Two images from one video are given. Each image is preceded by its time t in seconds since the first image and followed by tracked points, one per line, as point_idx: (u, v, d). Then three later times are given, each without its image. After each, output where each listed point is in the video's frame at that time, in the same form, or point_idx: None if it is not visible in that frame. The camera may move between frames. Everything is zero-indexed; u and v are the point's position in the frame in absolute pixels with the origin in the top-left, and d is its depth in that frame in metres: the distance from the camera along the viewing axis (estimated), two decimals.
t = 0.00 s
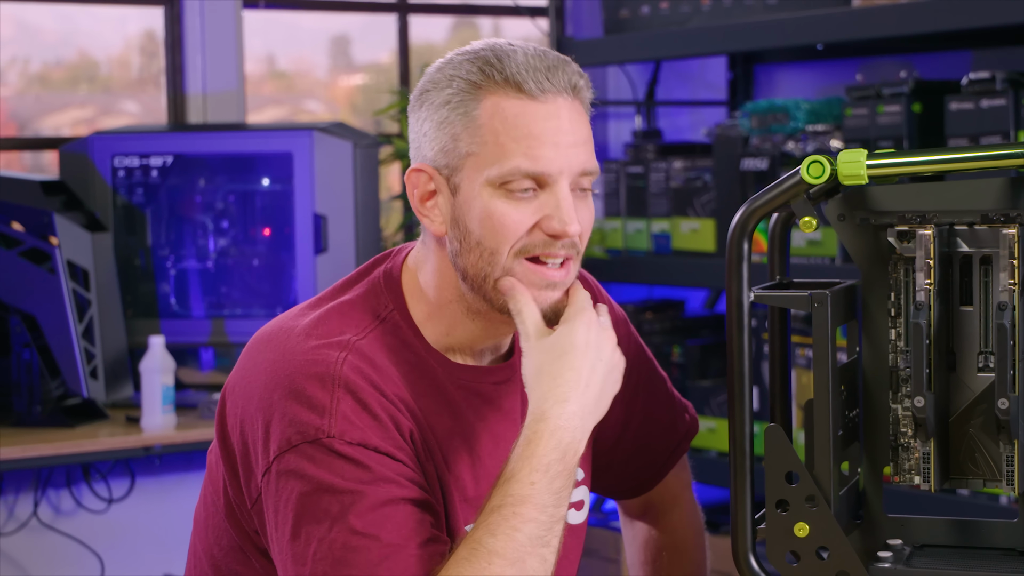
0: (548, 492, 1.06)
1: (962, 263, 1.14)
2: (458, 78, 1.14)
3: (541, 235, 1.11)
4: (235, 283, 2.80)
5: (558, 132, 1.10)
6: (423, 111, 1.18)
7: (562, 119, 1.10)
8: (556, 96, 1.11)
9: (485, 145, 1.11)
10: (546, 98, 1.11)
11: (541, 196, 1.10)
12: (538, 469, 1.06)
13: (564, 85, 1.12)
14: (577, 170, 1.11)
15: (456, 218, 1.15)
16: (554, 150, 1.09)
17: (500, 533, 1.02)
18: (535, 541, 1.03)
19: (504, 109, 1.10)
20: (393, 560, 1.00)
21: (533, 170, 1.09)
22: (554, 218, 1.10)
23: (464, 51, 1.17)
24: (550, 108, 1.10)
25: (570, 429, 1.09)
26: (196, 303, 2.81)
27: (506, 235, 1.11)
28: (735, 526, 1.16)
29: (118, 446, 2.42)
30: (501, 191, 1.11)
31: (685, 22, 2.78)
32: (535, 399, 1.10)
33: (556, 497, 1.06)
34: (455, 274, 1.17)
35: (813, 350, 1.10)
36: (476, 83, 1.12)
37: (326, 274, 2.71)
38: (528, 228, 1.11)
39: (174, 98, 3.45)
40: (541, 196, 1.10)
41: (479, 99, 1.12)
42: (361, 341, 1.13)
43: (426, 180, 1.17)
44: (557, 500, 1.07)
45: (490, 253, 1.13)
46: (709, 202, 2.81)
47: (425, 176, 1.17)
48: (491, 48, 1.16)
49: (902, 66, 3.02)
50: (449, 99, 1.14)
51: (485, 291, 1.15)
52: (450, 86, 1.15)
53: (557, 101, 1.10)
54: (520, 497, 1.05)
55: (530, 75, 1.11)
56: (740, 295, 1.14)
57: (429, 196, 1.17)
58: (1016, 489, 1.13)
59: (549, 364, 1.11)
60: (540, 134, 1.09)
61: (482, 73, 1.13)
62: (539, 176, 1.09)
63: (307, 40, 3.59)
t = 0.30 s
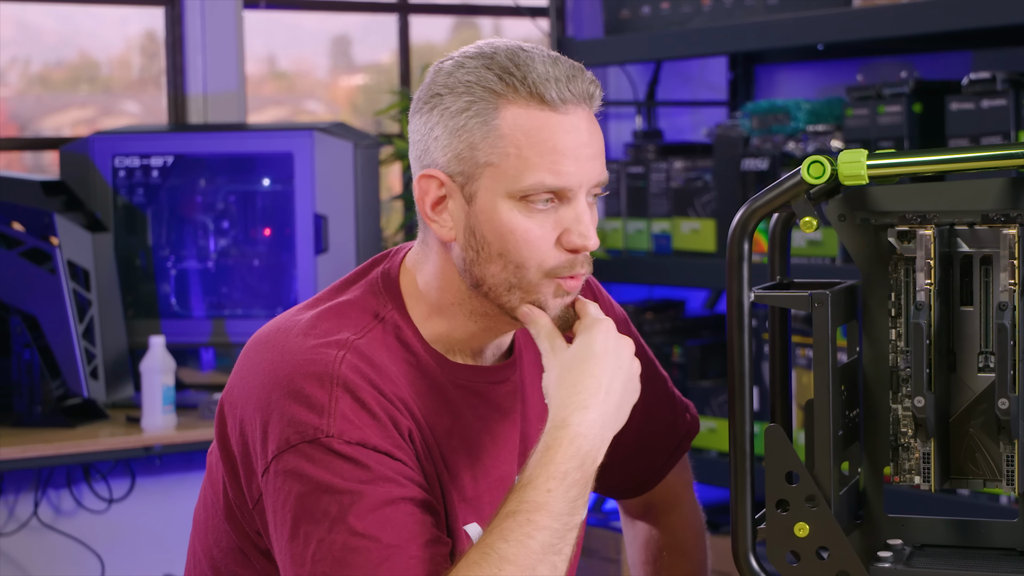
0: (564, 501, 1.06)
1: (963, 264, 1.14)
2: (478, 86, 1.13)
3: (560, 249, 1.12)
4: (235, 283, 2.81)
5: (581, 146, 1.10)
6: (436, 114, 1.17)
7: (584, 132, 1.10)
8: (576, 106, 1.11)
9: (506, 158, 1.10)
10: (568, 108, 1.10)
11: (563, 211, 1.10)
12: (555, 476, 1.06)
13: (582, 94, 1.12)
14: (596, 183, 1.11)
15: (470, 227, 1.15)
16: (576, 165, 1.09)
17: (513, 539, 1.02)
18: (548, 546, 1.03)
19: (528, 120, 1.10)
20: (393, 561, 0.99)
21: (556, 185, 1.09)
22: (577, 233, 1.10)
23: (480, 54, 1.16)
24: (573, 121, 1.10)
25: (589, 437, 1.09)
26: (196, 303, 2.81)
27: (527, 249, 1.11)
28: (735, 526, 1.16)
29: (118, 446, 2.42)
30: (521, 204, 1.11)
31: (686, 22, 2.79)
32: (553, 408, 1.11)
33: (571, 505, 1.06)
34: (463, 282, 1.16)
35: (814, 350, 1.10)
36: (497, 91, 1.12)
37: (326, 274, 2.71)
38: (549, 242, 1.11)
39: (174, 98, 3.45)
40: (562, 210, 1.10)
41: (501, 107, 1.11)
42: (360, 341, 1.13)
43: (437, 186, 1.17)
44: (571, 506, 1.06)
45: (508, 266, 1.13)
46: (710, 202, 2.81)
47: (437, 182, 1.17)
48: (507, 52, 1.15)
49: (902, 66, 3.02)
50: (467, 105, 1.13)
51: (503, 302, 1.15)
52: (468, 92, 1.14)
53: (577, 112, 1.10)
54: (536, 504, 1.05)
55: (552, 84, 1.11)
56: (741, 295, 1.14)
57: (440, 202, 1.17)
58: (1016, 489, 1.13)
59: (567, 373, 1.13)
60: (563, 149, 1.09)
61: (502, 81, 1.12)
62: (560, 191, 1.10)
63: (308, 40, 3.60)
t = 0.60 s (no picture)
0: (546, 494, 1.04)
1: (963, 264, 1.13)
2: (472, 83, 1.12)
3: (551, 247, 1.10)
4: (235, 283, 2.81)
5: (574, 143, 1.08)
6: (432, 111, 1.16)
7: (578, 129, 1.09)
8: (570, 106, 1.09)
9: (498, 154, 1.09)
10: (561, 106, 1.09)
11: (554, 208, 1.09)
12: (531, 470, 1.05)
13: (578, 92, 1.11)
14: (589, 181, 1.10)
15: (463, 223, 1.13)
16: (568, 162, 1.08)
17: (496, 536, 1.01)
18: (532, 542, 1.02)
19: (519, 118, 1.08)
20: (393, 560, 0.99)
21: (547, 181, 1.08)
22: (568, 231, 1.09)
23: (476, 51, 1.14)
24: (565, 118, 1.08)
25: (567, 428, 1.07)
26: (196, 303, 2.81)
27: (518, 245, 1.10)
28: (735, 525, 1.16)
29: (117, 446, 2.42)
30: (512, 201, 1.10)
31: (686, 22, 2.78)
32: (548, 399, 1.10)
33: (555, 500, 1.04)
34: (462, 279, 1.15)
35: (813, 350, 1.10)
36: (492, 88, 1.10)
37: (326, 274, 2.71)
38: (538, 239, 1.10)
39: (174, 98, 3.46)
40: (553, 207, 1.09)
41: (494, 104, 1.10)
42: (364, 339, 1.13)
43: (432, 182, 1.15)
44: (555, 504, 1.04)
45: (498, 262, 1.11)
46: (709, 202, 2.81)
47: (431, 178, 1.15)
48: (503, 49, 1.13)
49: (901, 66, 3.02)
50: (461, 102, 1.12)
51: (496, 298, 1.13)
52: (463, 89, 1.12)
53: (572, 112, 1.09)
54: (515, 499, 1.04)
55: (546, 82, 1.09)
56: (740, 295, 1.14)
57: (434, 197, 1.16)
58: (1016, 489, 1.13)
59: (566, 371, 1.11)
60: (554, 146, 1.08)
61: (497, 78, 1.10)
62: (552, 188, 1.08)
63: (307, 40, 3.60)
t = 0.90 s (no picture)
0: (526, 494, 1.00)
1: (962, 263, 1.13)
2: (442, 76, 1.14)
3: (518, 233, 1.09)
4: (234, 283, 2.80)
5: (536, 128, 1.08)
6: (416, 105, 1.19)
7: (541, 116, 1.09)
8: (534, 95, 1.09)
9: (466, 143, 1.11)
10: (523, 96, 1.09)
11: (518, 193, 1.09)
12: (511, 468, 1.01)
13: (545, 82, 1.11)
14: (555, 166, 1.09)
15: (440, 213, 1.15)
16: (529, 147, 1.08)
17: (481, 536, 1.00)
18: (519, 543, 1.00)
19: (481, 107, 1.10)
20: (390, 561, 0.99)
21: (507, 164, 1.08)
22: (528, 215, 1.08)
23: (454, 46, 1.17)
24: (527, 106, 1.09)
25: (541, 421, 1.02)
26: (196, 303, 2.81)
27: (484, 232, 1.10)
28: (734, 525, 1.16)
29: (116, 446, 2.41)
30: (478, 189, 1.10)
31: (685, 22, 2.79)
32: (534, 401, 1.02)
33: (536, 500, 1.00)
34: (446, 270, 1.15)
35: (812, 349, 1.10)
36: (459, 81, 1.12)
37: (325, 274, 2.71)
38: (505, 225, 1.09)
39: (174, 98, 3.46)
40: (518, 192, 1.09)
41: (459, 96, 1.12)
42: (370, 337, 1.13)
43: (418, 174, 1.18)
44: (537, 503, 1.00)
45: (469, 251, 1.11)
46: (709, 202, 2.81)
47: (417, 171, 1.18)
48: (479, 44, 1.15)
49: (900, 66, 3.02)
50: (434, 95, 1.15)
51: (470, 285, 1.12)
52: (435, 82, 1.15)
53: (535, 100, 1.09)
54: (498, 498, 1.01)
55: (509, 73, 1.10)
56: (739, 294, 1.14)
57: (420, 189, 1.18)
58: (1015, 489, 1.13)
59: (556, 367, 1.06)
60: (514, 131, 1.08)
61: (464, 71, 1.12)
62: (514, 172, 1.08)
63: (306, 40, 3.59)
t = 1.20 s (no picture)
0: (531, 495, 1.00)
1: (962, 263, 1.13)
2: (443, 73, 1.14)
3: (517, 230, 1.09)
4: (233, 282, 2.80)
5: (536, 126, 1.08)
6: (417, 102, 1.19)
7: (541, 113, 1.09)
8: (535, 92, 1.09)
9: (465, 139, 1.11)
10: (524, 93, 1.09)
11: (517, 190, 1.09)
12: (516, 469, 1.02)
13: (545, 80, 1.11)
14: (555, 163, 1.09)
15: (440, 210, 1.15)
16: (528, 143, 1.08)
17: (484, 537, 1.00)
18: (521, 544, 1.00)
19: (482, 104, 1.10)
20: (392, 561, 0.99)
21: (505, 160, 1.08)
22: (527, 213, 1.08)
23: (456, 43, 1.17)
24: (527, 103, 1.09)
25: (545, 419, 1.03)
26: (195, 303, 2.81)
27: (483, 229, 1.10)
28: (734, 525, 1.16)
29: (116, 446, 2.42)
30: (478, 185, 1.10)
31: (684, 22, 2.79)
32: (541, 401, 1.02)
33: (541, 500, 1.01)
34: (445, 267, 1.15)
35: (812, 349, 1.10)
36: (459, 78, 1.12)
37: (325, 274, 2.71)
38: (504, 222, 1.09)
39: (174, 98, 3.46)
40: (517, 189, 1.09)
41: (460, 94, 1.12)
42: (371, 336, 1.13)
43: (418, 172, 1.18)
44: (541, 505, 1.00)
45: (469, 247, 1.11)
46: (709, 202, 2.81)
47: (417, 169, 1.18)
48: (480, 41, 1.15)
49: (900, 66, 3.02)
50: (435, 92, 1.15)
51: (470, 283, 1.12)
52: (436, 80, 1.15)
53: (536, 97, 1.09)
54: (502, 499, 1.01)
55: (509, 71, 1.10)
56: (739, 294, 1.14)
57: (420, 187, 1.19)
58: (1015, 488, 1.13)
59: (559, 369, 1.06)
60: (513, 128, 1.08)
61: (465, 68, 1.12)
62: (512, 168, 1.08)
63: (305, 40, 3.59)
